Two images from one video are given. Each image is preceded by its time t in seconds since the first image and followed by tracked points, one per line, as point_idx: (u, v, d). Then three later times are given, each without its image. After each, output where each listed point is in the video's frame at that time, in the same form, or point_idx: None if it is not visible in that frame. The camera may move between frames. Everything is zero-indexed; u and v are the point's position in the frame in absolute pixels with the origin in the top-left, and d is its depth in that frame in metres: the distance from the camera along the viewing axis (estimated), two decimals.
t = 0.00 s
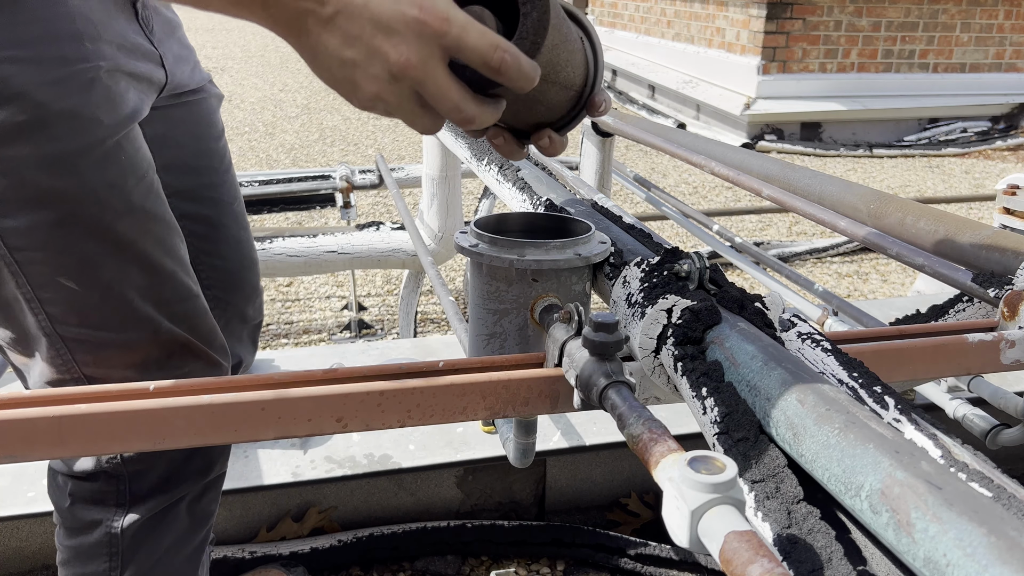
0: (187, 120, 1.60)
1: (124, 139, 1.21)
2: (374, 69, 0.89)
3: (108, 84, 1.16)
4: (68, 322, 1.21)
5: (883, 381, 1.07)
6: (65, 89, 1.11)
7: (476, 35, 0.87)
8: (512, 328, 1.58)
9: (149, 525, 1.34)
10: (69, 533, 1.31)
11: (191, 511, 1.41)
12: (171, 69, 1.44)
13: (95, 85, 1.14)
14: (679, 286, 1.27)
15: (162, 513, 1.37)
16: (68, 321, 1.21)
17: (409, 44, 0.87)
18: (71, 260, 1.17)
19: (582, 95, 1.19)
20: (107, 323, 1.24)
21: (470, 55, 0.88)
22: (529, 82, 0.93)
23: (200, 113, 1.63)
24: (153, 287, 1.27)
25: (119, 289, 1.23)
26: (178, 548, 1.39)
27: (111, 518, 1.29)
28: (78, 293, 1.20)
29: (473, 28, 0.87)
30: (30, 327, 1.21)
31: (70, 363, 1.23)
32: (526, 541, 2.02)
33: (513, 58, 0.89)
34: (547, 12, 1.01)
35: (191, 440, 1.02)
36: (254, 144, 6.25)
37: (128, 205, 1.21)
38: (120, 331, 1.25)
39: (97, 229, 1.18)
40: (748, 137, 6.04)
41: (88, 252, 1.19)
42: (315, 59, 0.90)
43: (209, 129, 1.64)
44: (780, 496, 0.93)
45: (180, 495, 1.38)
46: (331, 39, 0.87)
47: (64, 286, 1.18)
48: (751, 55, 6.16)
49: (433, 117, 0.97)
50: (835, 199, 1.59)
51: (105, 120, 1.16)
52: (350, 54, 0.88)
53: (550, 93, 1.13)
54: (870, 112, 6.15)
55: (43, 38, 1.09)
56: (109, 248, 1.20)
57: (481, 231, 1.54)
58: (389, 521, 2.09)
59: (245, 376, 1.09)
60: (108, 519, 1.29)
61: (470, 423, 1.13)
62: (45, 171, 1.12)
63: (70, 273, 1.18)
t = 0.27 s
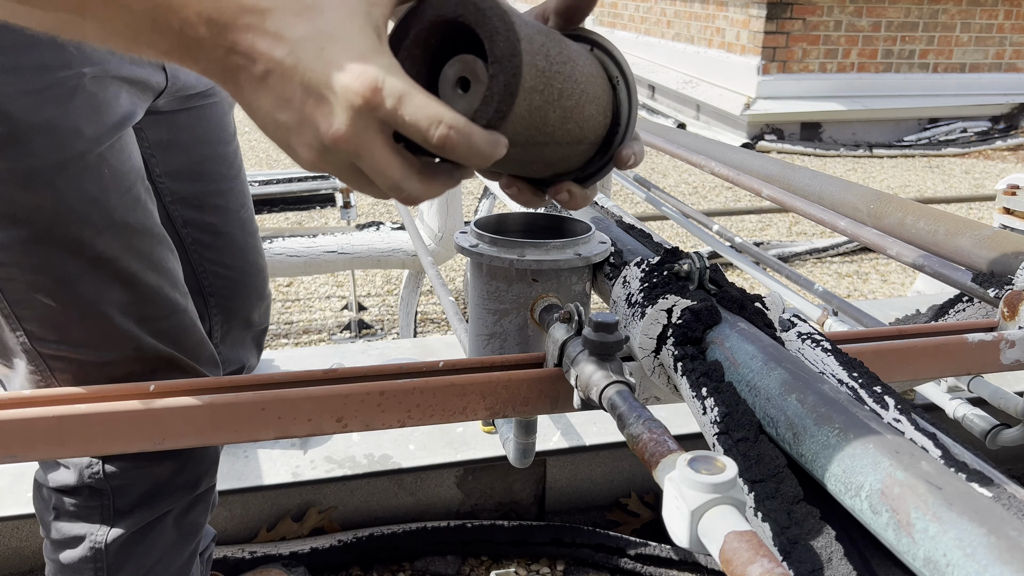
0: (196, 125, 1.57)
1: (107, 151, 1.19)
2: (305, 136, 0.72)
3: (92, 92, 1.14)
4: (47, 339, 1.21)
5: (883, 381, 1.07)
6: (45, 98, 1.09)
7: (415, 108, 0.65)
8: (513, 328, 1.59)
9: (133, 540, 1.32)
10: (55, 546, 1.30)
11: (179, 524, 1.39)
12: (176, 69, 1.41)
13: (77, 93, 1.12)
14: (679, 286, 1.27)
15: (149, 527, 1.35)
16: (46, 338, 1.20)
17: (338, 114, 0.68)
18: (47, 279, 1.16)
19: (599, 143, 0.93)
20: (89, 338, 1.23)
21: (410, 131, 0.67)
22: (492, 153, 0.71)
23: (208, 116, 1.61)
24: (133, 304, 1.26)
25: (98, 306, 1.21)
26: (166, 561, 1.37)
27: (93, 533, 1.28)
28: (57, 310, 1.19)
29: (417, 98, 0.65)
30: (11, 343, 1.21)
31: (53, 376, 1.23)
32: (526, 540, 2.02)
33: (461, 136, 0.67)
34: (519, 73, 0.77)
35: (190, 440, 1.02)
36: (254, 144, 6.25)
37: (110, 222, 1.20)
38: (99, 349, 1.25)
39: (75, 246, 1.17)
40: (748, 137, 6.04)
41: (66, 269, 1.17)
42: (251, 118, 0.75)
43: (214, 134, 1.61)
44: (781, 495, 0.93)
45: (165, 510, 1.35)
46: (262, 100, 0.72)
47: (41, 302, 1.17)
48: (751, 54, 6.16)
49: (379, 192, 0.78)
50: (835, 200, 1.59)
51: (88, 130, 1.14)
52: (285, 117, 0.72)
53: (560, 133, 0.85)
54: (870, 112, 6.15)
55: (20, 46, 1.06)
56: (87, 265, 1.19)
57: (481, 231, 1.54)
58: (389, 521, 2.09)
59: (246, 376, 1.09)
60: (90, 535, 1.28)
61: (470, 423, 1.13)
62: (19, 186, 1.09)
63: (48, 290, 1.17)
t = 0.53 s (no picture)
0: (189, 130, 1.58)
1: (87, 160, 1.17)
2: (244, 174, 0.66)
3: (72, 100, 1.13)
4: (28, 349, 1.21)
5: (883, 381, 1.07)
6: (23, 107, 1.07)
7: (359, 152, 0.59)
8: (513, 328, 1.59)
9: (119, 550, 1.32)
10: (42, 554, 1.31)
11: (166, 532, 1.38)
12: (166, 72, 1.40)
13: (57, 101, 1.11)
14: (679, 286, 1.27)
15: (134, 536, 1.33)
16: (27, 349, 1.21)
17: (274, 152, 0.61)
18: (26, 290, 1.15)
19: (580, 181, 0.84)
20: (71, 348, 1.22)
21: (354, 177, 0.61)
22: (447, 201, 0.64)
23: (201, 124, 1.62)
24: (112, 316, 1.24)
25: (78, 318, 1.20)
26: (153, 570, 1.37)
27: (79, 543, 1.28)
28: (36, 321, 1.18)
29: (363, 139, 0.59)
30: None
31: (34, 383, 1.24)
32: (526, 540, 2.02)
33: (410, 184, 0.60)
34: (486, 115, 0.67)
35: (190, 438, 1.02)
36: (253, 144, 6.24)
37: (89, 234, 1.18)
38: (83, 360, 1.24)
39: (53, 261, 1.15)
40: (748, 137, 6.04)
41: (45, 283, 1.16)
42: (193, 150, 0.71)
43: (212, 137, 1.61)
44: (781, 496, 0.93)
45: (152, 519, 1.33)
46: (203, 134, 0.68)
47: (20, 314, 1.17)
48: (751, 54, 6.15)
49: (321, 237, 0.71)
50: (836, 200, 1.59)
51: (70, 139, 1.12)
52: (224, 152, 0.67)
53: (534, 173, 0.76)
54: (870, 112, 6.14)
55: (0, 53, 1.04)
56: (68, 279, 1.17)
57: (481, 231, 1.54)
58: (389, 521, 2.08)
59: (246, 375, 1.09)
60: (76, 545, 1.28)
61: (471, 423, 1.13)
62: None
63: (26, 303, 1.16)
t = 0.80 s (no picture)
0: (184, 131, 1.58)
1: (82, 165, 1.17)
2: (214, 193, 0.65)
3: (63, 105, 1.12)
4: (26, 354, 1.21)
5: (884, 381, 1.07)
6: (15, 113, 1.06)
7: (335, 176, 0.57)
8: (513, 328, 1.59)
9: (116, 554, 1.31)
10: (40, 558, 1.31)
11: (163, 536, 1.37)
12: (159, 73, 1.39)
13: (50, 106, 1.10)
14: (680, 286, 1.27)
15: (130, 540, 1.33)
16: (26, 354, 1.21)
17: (247, 173, 0.59)
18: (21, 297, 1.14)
19: (570, 204, 0.83)
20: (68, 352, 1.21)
21: (330, 203, 0.59)
22: (428, 230, 0.62)
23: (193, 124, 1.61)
24: (111, 322, 1.24)
25: (75, 323, 1.19)
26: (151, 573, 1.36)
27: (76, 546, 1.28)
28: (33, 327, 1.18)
29: (339, 162, 0.57)
30: None
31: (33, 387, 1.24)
32: (526, 541, 2.02)
33: (388, 212, 0.58)
34: (473, 139, 0.65)
35: (188, 437, 1.01)
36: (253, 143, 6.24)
37: (87, 239, 1.18)
38: (81, 365, 1.23)
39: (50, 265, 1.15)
40: (749, 137, 6.03)
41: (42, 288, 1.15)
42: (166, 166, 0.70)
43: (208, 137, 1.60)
44: (781, 496, 0.92)
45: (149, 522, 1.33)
46: (172, 149, 0.67)
47: (17, 319, 1.16)
48: (751, 54, 6.15)
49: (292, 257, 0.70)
50: (836, 200, 1.59)
51: (64, 143, 1.12)
52: (195, 169, 0.66)
53: (521, 198, 0.75)
54: (871, 111, 6.14)
55: None
56: (65, 283, 1.17)
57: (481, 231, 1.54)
58: (388, 522, 2.08)
59: (245, 375, 1.09)
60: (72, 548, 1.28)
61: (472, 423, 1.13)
62: None
63: (24, 308, 1.16)
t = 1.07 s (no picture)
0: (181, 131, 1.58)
1: (80, 167, 1.16)
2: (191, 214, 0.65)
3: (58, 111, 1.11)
4: (25, 355, 1.20)
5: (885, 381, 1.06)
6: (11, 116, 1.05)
7: (311, 198, 0.58)
8: (514, 328, 1.58)
9: (112, 556, 1.31)
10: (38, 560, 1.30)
11: (162, 538, 1.37)
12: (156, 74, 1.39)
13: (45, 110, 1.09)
14: (681, 286, 1.27)
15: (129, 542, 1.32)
16: (25, 356, 1.20)
17: (220, 193, 0.60)
18: (18, 299, 1.13)
19: (562, 220, 0.83)
20: (67, 354, 1.21)
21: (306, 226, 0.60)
22: (409, 253, 0.62)
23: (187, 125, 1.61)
24: (109, 323, 1.23)
25: (73, 325, 1.18)
26: None
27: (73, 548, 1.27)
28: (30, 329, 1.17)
29: (316, 183, 0.58)
30: None
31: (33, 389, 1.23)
32: (526, 542, 2.01)
33: (367, 236, 0.59)
34: (461, 159, 0.64)
35: (187, 438, 1.01)
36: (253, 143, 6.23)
37: (85, 242, 1.17)
38: (78, 367, 1.23)
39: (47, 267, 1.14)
40: (750, 136, 6.02)
41: (40, 291, 1.15)
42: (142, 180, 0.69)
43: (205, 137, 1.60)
44: (783, 497, 0.92)
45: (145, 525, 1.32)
46: (147, 164, 0.66)
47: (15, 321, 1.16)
48: (752, 53, 6.14)
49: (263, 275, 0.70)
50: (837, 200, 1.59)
51: (61, 146, 1.11)
52: (169, 186, 0.66)
53: (511, 218, 0.74)
54: (872, 111, 6.13)
55: None
56: (63, 285, 1.16)
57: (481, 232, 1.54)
58: (388, 523, 2.08)
59: (244, 376, 1.09)
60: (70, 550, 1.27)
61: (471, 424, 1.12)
62: None
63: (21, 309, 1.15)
